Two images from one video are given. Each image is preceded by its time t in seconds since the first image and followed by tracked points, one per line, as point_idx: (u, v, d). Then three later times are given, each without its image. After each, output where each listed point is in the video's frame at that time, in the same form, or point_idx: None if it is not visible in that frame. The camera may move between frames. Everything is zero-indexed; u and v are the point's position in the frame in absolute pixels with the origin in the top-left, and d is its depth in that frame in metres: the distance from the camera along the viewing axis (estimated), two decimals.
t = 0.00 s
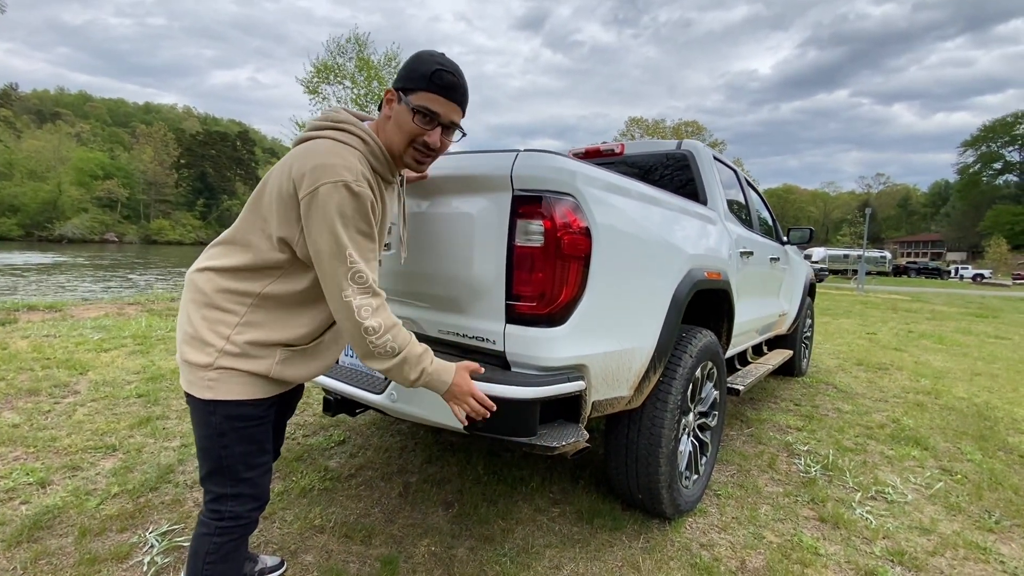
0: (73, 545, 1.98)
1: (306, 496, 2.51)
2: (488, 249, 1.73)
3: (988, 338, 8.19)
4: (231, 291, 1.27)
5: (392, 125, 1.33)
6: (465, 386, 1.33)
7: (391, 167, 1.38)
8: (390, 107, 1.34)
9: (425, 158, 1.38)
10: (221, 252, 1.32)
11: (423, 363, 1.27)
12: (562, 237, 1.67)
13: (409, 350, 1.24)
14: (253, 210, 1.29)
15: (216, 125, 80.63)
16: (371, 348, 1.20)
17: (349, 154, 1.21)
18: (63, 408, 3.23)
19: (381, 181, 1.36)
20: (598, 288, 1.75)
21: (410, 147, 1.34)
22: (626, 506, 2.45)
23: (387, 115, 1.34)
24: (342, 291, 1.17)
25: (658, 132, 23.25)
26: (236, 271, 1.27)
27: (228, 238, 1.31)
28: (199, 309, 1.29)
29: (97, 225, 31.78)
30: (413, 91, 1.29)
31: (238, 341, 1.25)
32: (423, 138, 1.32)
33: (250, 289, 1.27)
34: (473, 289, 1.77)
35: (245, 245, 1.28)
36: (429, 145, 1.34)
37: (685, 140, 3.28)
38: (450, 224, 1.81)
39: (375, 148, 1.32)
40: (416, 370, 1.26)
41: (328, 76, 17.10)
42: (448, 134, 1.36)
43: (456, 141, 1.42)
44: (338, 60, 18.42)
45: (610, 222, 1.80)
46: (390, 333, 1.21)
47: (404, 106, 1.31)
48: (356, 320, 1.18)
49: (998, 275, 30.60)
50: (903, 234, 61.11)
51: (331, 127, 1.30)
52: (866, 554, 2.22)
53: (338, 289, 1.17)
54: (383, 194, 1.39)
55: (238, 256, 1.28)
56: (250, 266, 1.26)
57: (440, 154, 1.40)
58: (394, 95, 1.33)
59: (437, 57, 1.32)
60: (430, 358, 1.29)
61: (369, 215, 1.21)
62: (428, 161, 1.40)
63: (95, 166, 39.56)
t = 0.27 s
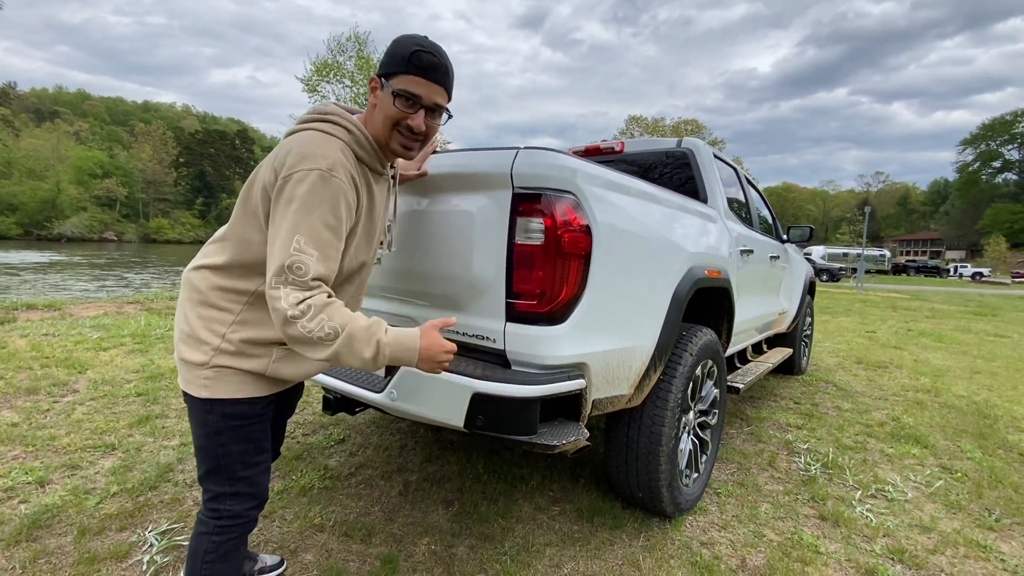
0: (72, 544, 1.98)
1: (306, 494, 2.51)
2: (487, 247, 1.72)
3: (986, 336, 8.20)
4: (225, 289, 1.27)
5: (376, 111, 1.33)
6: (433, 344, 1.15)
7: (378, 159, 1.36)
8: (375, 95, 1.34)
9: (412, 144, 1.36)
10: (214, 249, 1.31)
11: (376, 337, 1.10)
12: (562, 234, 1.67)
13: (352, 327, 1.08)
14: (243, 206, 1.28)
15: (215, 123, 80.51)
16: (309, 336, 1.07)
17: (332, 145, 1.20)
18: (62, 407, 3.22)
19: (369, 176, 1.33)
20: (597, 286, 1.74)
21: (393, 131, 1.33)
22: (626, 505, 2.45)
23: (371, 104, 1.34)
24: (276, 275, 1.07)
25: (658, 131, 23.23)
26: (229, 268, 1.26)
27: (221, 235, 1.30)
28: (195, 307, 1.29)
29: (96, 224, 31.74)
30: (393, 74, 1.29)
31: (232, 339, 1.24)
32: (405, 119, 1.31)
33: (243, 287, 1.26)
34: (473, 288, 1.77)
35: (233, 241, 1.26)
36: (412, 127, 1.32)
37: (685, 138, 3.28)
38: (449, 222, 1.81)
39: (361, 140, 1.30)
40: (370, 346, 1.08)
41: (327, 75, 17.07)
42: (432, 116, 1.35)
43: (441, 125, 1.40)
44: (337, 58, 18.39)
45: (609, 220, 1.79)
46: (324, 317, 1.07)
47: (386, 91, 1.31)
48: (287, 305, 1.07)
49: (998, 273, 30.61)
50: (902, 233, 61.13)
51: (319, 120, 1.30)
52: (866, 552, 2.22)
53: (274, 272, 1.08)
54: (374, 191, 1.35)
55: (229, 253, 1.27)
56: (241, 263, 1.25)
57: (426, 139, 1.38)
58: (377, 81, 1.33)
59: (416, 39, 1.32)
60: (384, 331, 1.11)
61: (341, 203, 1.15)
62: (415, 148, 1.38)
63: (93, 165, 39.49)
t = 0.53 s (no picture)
0: (73, 543, 1.98)
1: (306, 493, 2.51)
2: (488, 246, 1.72)
3: (986, 335, 8.20)
4: (218, 288, 1.27)
5: (373, 110, 1.33)
6: (414, 306, 1.01)
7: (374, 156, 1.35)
8: (371, 94, 1.33)
9: (409, 143, 1.37)
10: (207, 248, 1.30)
11: (350, 314, 1.00)
12: (564, 234, 1.66)
13: (325, 307, 1.01)
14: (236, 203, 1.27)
15: (214, 122, 80.42)
16: (289, 325, 1.02)
17: (324, 141, 1.19)
18: (62, 406, 3.22)
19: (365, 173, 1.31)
20: (598, 285, 1.74)
21: (390, 131, 1.32)
22: (626, 504, 2.45)
23: (367, 101, 1.34)
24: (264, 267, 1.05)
25: (658, 129, 23.21)
26: (223, 266, 1.26)
27: (214, 234, 1.30)
28: (189, 306, 1.29)
29: (95, 223, 31.72)
30: (390, 74, 1.29)
31: (225, 338, 1.24)
32: (402, 119, 1.31)
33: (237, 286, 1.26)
34: (473, 287, 1.76)
35: (225, 240, 1.26)
36: (409, 127, 1.32)
37: (686, 137, 3.27)
38: (450, 221, 1.81)
39: (356, 137, 1.29)
40: (345, 324, 1.00)
41: (327, 73, 17.05)
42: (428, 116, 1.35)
43: (439, 124, 1.40)
44: (337, 57, 18.36)
45: (610, 219, 1.78)
46: (298, 302, 1.01)
47: (383, 91, 1.30)
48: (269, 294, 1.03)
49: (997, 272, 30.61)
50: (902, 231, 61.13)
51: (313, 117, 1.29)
52: (867, 551, 2.22)
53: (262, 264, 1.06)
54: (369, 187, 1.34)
55: (222, 252, 1.26)
56: (235, 261, 1.25)
57: (423, 138, 1.38)
58: (374, 80, 1.33)
59: (414, 37, 1.31)
60: (358, 306, 1.02)
61: (332, 197, 1.12)
62: (412, 147, 1.39)
63: (93, 164, 39.46)
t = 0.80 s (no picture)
0: (74, 542, 1.98)
1: (308, 492, 2.51)
2: (490, 244, 1.72)
3: (988, 334, 8.19)
4: (216, 288, 1.26)
5: (375, 96, 1.31)
6: (416, 255, 1.02)
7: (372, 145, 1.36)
8: (371, 80, 1.31)
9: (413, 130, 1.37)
10: (203, 246, 1.30)
11: (350, 282, 1.00)
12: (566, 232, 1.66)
13: (324, 281, 1.00)
14: (231, 199, 1.27)
15: (214, 121, 80.41)
16: (289, 307, 1.00)
17: (321, 131, 1.18)
18: (63, 404, 3.22)
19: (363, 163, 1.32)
20: (600, 283, 1.74)
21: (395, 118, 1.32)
22: (628, 502, 2.45)
23: (367, 88, 1.32)
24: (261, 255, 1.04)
25: (658, 128, 23.20)
26: (220, 265, 1.26)
27: (209, 231, 1.29)
28: (187, 307, 1.28)
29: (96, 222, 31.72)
30: (394, 58, 1.27)
31: (225, 339, 1.24)
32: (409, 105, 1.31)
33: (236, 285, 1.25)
34: (475, 285, 1.76)
35: (222, 238, 1.25)
36: (415, 113, 1.32)
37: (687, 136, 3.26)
38: (451, 220, 1.81)
39: (354, 128, 1.29)
40: (347, 293, 0.99)
41: (327, 72, 17.03)
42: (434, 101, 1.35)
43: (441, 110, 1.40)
44: (337, 55, 18.33)
45: (612, 217, 1.78)
46: (298, 282, 1.01)
47: (387, 77, 1.29)
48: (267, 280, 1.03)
49: (998, 271, 30.57)
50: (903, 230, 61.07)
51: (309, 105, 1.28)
52: (868, 550, 2.22)
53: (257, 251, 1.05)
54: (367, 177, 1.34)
55: (219, 250, 1.26)
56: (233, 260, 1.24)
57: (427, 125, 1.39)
58: (375, 65, 1.30)
59: (415, 20, 1.29)
60: (356, 272, 1.02)
61: (333, 187, 1.12)
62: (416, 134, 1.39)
63: (93, 163, 39.46)
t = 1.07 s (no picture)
0: (76, 541, 1.98)
1: (309, 491, 2.51)
2: (491, 243, 1.72)
3: (989, 333, 8.18)
4: (206, 292, 1.25)
5: (364, 81, 1.30)
6: (456, 295, 0.86)
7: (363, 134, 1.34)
8: (360, 63, 1.31)
9: (403, 114, 1.35)
10: (192, 248, 1.28)
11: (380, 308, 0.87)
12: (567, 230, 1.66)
13: (351, 300, 0.88)
14: (220, 200, 1.25)
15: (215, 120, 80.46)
16: (312, 319, 0.89)
17: (310, 117, 1.16)
18: (65, 403, 3.23)
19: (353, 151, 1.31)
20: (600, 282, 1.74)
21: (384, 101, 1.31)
22: (629, 502, 2.45)
23: (358, 72, 1.32)
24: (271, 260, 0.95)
25: (659, 127, 23.18)
26: (210, 268, 1.25)
27: (198, 233, 1.28)
28: (176, 311, 1.28)
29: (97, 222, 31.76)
30: (381, 38, 1.25)
31: (217, 345, 1.23)
32: (397, 88, 1.29)
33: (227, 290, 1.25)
34: (476, 284, 1.76)
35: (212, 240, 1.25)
36: (404, 96, 1.30)
37: (688, 134, 3.26)
38: (452, 219, 1.81)
39: (343, 115, 1.28)
40: (373, 320, 0.86)
41: (328, 71, 17.04)
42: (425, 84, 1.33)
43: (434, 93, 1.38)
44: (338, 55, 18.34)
45: (612, 216, 1.78)
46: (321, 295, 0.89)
47: (374, 59, 1.27)
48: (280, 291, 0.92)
49: (1000, 270, 30.52)
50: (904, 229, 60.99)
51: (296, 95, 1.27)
52: (870, 549, 2.21)
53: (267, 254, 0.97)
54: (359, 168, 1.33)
55: (210, 253, 1.25)
56: (224, 263, 1.23)
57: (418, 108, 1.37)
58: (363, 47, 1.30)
59: None
60: (389, 297, 0.88)
61: (330, 173, 1.08)
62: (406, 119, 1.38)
63: (94, 162, 39.51)
